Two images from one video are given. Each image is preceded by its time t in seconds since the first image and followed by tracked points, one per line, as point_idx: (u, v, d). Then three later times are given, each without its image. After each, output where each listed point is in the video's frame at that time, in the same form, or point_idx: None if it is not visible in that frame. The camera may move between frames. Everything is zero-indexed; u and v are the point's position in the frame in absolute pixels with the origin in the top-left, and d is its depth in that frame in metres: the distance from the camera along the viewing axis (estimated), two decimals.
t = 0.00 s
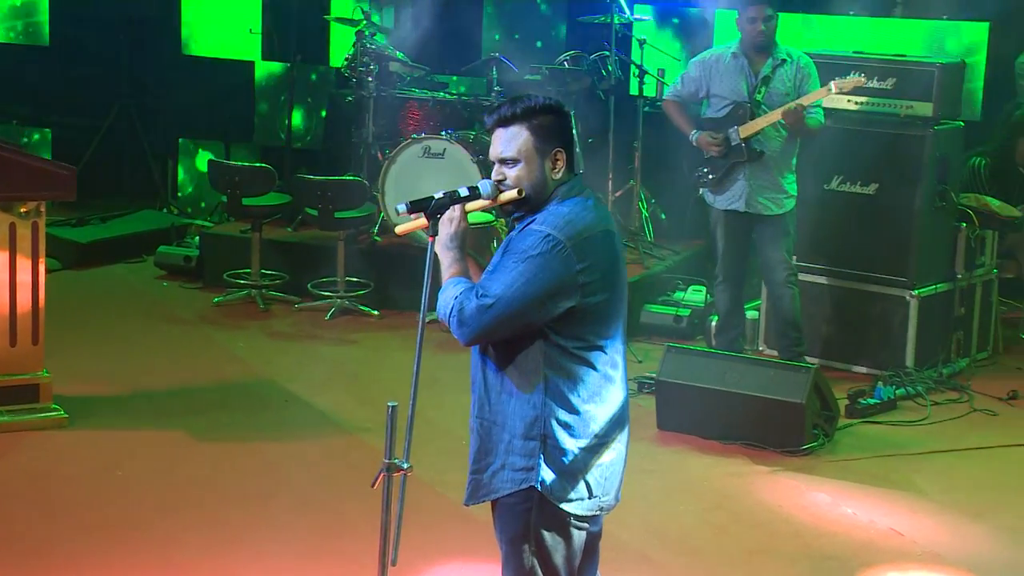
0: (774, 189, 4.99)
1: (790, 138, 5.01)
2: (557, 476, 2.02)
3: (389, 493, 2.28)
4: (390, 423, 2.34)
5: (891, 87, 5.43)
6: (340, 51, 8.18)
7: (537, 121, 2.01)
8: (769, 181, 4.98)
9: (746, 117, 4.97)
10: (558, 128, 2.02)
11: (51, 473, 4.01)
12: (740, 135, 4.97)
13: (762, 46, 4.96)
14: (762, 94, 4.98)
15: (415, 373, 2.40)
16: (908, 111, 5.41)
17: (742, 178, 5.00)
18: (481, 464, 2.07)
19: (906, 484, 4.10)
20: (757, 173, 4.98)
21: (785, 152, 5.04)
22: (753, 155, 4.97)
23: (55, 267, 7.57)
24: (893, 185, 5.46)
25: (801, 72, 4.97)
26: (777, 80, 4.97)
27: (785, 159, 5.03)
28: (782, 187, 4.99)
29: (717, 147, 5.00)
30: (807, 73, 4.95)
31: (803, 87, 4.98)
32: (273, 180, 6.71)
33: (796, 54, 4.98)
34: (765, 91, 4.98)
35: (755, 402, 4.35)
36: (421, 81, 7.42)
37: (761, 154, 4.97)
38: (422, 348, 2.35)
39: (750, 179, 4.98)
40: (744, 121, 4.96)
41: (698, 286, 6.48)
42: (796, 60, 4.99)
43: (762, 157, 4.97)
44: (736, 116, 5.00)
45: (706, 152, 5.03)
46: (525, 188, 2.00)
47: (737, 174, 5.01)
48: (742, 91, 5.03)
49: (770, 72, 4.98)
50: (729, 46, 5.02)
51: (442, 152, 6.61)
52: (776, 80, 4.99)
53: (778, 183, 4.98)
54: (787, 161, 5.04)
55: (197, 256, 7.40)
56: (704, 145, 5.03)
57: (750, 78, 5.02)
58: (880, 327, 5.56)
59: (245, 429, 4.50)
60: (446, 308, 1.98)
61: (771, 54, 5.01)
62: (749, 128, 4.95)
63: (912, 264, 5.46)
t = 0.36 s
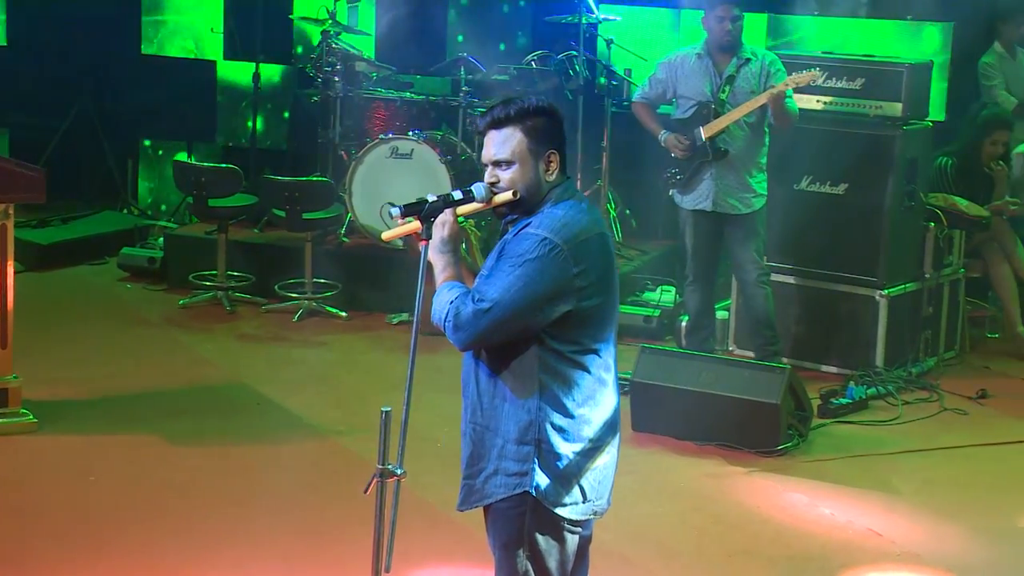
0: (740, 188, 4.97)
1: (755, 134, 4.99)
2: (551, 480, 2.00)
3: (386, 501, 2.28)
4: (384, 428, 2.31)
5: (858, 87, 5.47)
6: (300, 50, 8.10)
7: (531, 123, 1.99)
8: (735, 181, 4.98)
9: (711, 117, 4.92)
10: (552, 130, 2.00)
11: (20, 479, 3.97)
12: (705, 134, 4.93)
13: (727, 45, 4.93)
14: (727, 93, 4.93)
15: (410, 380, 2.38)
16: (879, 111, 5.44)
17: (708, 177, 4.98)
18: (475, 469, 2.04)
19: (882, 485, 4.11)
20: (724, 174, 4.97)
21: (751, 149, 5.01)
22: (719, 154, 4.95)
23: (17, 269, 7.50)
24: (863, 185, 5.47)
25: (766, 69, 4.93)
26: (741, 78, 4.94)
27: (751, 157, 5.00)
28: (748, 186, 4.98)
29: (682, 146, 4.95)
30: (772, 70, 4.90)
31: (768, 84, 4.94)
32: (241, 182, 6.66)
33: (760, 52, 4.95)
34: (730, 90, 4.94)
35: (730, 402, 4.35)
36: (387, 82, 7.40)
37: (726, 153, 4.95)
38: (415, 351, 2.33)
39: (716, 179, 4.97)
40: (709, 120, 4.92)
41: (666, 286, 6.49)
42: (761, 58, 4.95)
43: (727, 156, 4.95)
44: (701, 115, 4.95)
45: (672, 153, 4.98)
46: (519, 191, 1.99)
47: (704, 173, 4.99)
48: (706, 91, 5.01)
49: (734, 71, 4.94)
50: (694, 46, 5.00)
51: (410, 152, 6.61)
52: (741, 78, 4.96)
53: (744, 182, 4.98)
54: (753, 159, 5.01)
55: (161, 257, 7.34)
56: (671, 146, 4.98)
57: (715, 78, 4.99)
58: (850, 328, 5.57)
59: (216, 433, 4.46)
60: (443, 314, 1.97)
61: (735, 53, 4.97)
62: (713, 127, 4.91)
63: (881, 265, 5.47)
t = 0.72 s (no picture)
0: (718, 190, 5.00)
1: (739, 136, 5.00)
2: (547, 483, 1.98)
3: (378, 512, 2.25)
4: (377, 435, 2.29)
5: (824, 87, 5.50)
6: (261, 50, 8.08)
7: (531, 122, 2.00)
8: (714, 183, 5.00)
9: (694, 117, 4.98)
10: (548, 130, 2.01)
11: None
12: (687, 135, 4.98)
13: (715, 45, 4.95)
14: (712, 94, 4.96)
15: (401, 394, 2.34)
16: (846, 110, 5.47)
17: (688, 178, 5.02)
18: (470, 473, 2.02)
19: (858, 485, 4.12)
20: (704, 174, 5.00)
21: (735, 152, 5.03)
22: (699, 156, 5.00)
23: None
24: (831, 184, 5.48)
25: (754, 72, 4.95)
26: (727, 80, 4.97)
27: (733, 161, 5.02)
28: (728, 188, 5.00)
29: (664, 147, 5.00)
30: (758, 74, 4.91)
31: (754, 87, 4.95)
32: (206, 183, 6.61)
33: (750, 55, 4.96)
34: (715, 91, 4.96)
35: (704, 401, 4.35)
36: (350, 80, 7.36)
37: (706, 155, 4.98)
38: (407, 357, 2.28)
39: (695, 179, 5.01)
40: (691, 121, 4.97)
41: (635, 286, 6.48)
42: (750, 61, 4.97)
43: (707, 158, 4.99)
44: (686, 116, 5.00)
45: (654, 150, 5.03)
46: (516, 189, 1.99)
47: (684, 173, 5.03)
48: (693, 92, 5.04)
49: (722, 72, 4.98)
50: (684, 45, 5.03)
51: (376, 153, 6.53)
52: (728, 80, 4.98)
53: (725, 184, 5.00)
54: (737, 163, 5.02)
55: (124, 258, 7.28)
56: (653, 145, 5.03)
57: (703, 79, 5.02)
58: (819, 326, 5.58)
59: (187, 436, 4.42)
60: (444, 320, 1.96)
61: (726, 54, 5.00)
62: (694, 128, 4.96)
63: (850, 263, 5.49)
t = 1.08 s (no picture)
0: (711, 191, 5.05)
1: (737, 137, 5.05)
2: (551, 485, 1.98)
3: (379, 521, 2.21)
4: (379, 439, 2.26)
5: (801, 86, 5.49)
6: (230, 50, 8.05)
7: (533, 123, 1.98)
8: (708, 182, 5.05)
9: (693, 116, 5.01)
10: (551, 131, 2.00)
11: None
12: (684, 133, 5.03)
13: (719, 45, 4.96)
14: (712, 94, 4.99)
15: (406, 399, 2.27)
16: (820, 109, 5.47)
17: (681, 176, 5.08)
18: (473, 476, 2.01)
19: (838, 484, 4.13)
20: (699, 173, 5.05)
21: (732, 153, 5.07)
22: (694, 154, 5.05)
23: None
24: (807, 183, 5.51)
25: (756, 75, 4.94)
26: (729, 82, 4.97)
27: (730, 163, 5.06)
28: (721, 189, 5.05)
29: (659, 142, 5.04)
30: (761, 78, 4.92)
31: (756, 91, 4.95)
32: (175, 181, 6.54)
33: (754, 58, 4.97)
34: (715, 92, 4.99)
35: (686, 401, 4.35)
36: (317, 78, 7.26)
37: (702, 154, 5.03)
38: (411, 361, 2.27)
39: (689, 177, 5.06)
40: (689, 120, 5.01)
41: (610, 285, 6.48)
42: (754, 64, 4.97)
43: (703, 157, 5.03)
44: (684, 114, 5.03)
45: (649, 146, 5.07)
46: (520, 191, 1.98)
47: (678, 171, 5.09)
48: (694, 90, 5.07)
49: (724, 73, 4.99)
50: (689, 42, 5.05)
51: (349, 152, 6.55)
52: (730, 81, 4.99)
53: (719, 186, 5.05)
54: (733, 165, 5.06)
55: (93, 259, 7.22)
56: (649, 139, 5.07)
57: (705, 78, 5.05)
58: (795, 324, 5.60)
59: (165, 439, 4.38)
60: (453, 324, 1.96)
61: (731, 55, 5.01)
62: (692, 127, 5.00)
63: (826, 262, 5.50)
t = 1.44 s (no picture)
0: (694, 191, 5.07)
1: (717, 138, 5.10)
2: (553, 488, 1.98)
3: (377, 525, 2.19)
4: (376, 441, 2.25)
5: (774, 86, 5.45)
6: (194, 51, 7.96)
7: (534, 124, 1.97)
8: (691, 182, 5.06)
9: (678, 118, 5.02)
10: (553, 132, 1.99)
11: None
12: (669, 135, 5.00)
13: (702, 46, 5.01)
14: (695, 96, 5.02)
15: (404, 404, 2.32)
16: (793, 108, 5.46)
17: (665, 177, 5.06)
18: (476, 479, 2.01)
19: (818, 483, 4.14)
20: (683, 174, 5.05)
21: (711, 153, 5.11)
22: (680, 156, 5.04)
23: None
24: (780, 182, 5.51)
25: (736, 79, 5.03)
26: (711, 83, 5.03)
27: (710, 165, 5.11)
28: (702, 190, 5.08)
29: (644, 142, 5.01)
30: (742, 80, 5.01)
31: (736, 94, 5.04)
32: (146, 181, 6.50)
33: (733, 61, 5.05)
34: (698, 93, 5.02)
35: (665, 402, 4.35)
36: (285, 78, 7.23)
37: (688, 156, 5.02)
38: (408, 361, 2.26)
39: (673, 178, 5.05)
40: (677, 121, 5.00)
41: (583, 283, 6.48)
42: (733, 67, 5.05)
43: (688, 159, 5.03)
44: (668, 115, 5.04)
45: (633, 147, 5.03)
46: (522, 192, 1.96)
47: (661, 172, 5.07)
48: (675, 90, 5.07)
49: (705, 74, 5.03)
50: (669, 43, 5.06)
51: (320, 151, 6.54)
52: (710, 83, 5.04)
53: (701, 186, 5.08)
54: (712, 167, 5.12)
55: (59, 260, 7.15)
56: (633, 140, 5.02)
57: (686, 79, 5.06)
58: (769, 322, 5.61)
59: (141, 441, 4.34)
60: (456, 326, 1.95)
61: (709, 56, 5.06)
62: (678, 129, 4.98)
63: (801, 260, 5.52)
